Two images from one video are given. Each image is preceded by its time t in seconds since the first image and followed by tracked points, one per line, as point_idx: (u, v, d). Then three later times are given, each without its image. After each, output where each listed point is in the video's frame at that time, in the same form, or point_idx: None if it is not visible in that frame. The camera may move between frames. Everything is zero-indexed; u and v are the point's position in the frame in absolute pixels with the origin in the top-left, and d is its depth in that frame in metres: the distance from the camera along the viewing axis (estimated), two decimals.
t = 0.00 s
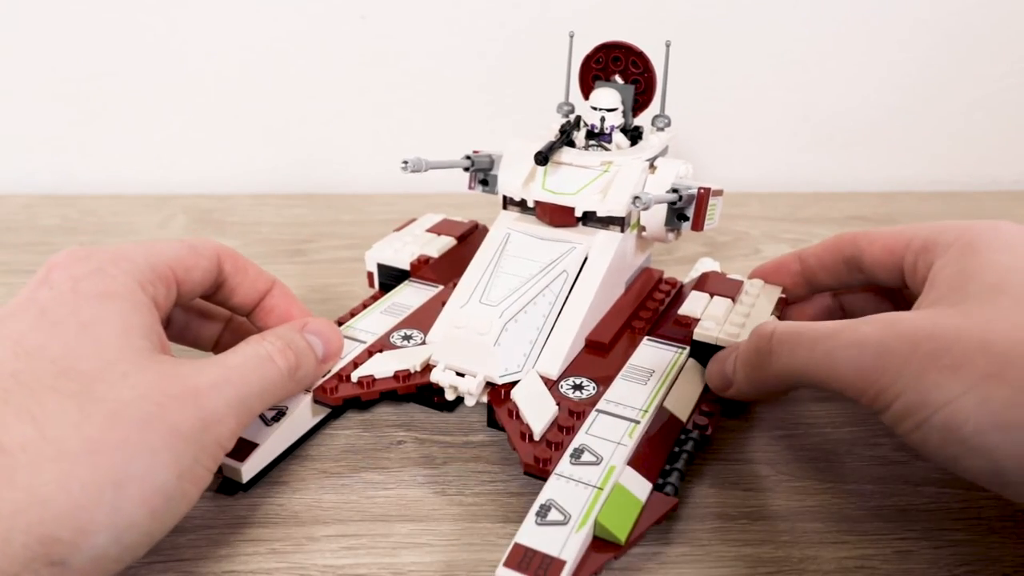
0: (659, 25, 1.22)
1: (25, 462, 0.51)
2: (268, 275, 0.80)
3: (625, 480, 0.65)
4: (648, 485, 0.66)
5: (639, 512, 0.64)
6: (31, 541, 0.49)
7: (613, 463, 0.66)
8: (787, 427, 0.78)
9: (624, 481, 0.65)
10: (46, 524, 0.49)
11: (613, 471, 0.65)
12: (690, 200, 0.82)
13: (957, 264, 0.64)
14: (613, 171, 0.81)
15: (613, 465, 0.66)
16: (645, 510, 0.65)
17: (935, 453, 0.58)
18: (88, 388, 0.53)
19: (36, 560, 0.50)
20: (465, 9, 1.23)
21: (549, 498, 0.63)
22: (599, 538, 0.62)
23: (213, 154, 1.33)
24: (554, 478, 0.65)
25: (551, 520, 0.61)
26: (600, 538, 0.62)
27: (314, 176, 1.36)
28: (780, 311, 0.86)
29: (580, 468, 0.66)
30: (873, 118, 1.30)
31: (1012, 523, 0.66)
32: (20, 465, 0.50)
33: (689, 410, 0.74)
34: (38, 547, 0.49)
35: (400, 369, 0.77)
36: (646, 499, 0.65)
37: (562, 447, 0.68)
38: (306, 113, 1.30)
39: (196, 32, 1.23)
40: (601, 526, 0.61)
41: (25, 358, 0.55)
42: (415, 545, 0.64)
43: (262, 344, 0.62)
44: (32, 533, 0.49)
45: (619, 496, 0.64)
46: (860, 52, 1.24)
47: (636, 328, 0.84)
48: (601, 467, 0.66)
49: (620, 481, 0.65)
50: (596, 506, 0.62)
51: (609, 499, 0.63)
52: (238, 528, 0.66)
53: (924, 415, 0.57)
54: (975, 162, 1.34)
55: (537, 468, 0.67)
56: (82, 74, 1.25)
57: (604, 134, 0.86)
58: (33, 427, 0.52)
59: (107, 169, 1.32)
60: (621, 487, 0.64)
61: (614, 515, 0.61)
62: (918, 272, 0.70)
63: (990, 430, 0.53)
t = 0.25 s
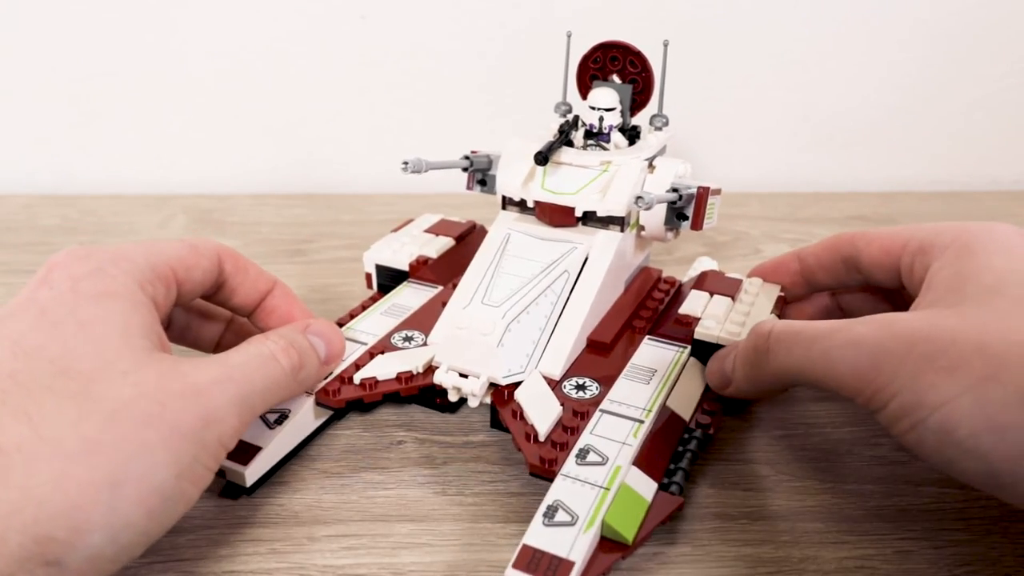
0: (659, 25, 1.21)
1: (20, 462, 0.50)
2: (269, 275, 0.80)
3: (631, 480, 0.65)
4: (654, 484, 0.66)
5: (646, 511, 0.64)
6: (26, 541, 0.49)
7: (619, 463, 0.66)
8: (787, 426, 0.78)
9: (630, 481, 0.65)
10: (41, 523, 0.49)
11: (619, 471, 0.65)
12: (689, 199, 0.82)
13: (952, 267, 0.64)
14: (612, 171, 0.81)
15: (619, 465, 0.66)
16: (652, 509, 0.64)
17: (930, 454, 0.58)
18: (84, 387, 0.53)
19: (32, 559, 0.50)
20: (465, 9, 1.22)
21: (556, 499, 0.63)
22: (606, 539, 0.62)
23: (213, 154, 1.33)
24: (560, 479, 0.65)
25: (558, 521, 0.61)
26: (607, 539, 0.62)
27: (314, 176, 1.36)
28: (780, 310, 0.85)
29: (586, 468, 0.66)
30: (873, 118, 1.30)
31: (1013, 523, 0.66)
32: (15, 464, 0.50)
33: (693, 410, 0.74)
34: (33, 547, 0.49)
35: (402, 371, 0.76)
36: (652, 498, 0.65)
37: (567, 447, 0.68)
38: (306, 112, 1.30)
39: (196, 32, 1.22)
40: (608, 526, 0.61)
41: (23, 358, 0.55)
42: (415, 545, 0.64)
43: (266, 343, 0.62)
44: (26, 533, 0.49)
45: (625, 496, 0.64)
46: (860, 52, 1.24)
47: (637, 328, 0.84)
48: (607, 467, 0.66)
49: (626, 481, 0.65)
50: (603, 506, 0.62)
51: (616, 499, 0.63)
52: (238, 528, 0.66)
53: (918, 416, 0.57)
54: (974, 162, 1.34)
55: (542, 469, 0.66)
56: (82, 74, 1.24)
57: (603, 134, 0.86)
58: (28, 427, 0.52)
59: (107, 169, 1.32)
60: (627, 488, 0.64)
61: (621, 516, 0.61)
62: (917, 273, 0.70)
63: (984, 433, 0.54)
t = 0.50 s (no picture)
0: (659, 25, 1.21)
1: (18, 465, 0.51)
2: (271, 267, 0.82)
3: (661, 480, 0.65)
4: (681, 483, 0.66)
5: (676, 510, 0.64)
6: (21, 545, 0.49)
7: (648, 463, 0.67)
8: (787, 427, 0.78)
9: (660, 481, 0.65)
10: (36, 527, 0.49)
11: (648, 472, 0.66)
12: (692, 198, 0.82)
13: (950, 268, 0.64)
14: (616, 170, 0.82)
15: (648, 466, 0.67)
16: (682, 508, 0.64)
17: (927, 455, 0.58)
18: (84, 389, 0.53)
19: (29, 563, 0.50)
20: (465, 9, 1.22)
21: (589, 503, 0.63)
22: (642, 541, 0.62)
23: (213, 154, 1.33)
24: (590, 482, 0.65)
25: (594, 524, 0.61)
26: (643, 541, 0.62)
27: (314, 176, 1.36)
28: (784, 304, 0.86)
29: (614, 469, 0.66)
30: (872, 118, 1.30)
31: (1013, 523, 0.66)
32: (12, 469, 0.51)
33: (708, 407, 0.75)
34: (29, 550, 0.49)
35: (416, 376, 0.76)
36: (681, 497, 0.65)
37: (593, 449, 0.68)
38: (306, 112, 1.30)
39: (196, 32, 1.22)
40: (642, 527, 0.61)
41: (24, 359, 0.55)
42: (414, 545, 0.64)
43: (280, 343, 0.62)
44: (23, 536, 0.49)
45: (655, 496, 0.64)
46: (860, 52, 1.24)
47: (645, 327, 0.84)
48: (636, 468, 0.66)
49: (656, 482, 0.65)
50: (636, 507, 0.63)
51: (647, 499, 0.63)
52: (238, 529, 0.66)
53: (915, 416, 0.57)
54: (974, 162, 1.34)
55: (571, 472, 0.66)
56: (82, 74, 1.24)
57: (603, 134, 0.86)
58: (26, 430, 0.52)
59: (107, 169, 1.32)
60: (657, 488, 0.65)
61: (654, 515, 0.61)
62: (914, 275, 0.69)
63: (982, 434, 0.54)
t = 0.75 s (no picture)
0: (659, 25, 1.21)
1: (20, 464, 0.50)
2: (280, 261, 0.82)
3: (688, 479, 0.66)
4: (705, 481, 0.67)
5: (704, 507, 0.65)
6: (20, 544, 0.49)
7: (673, 463, 0.67)
8: (788, 427, 0.78)
9: (687, 480, 0.66)
10: (36, 527, 0.49)
11: (675, 471, 0.67)
12: (696, 196, 0.83)
13: (950, 268, 0.64)
14: (620, 171, 0.82)
15: (675, 465, 0.67)
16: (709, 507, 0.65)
17: (926, 454, 0.59)
18: (91, 389, 0.53)
19: (29, 562, 0.50)
20: (466, 9, 1.22)
21: (620, 505, 0.64)
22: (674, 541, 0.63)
23: (213, 154, 1.33)
24: (618, 484, 0.66)
25: (627, 526, 0.62)
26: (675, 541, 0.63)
27: (314, 176, 1.36)
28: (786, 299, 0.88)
29: (641, 470, 0.67)
30: (872, 118, 1.30)
31: (1013, 523, 0.66)
32: (13, 467, 0.50)
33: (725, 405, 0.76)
34: (29, 549, 0.49)
35: (434, 385, 0.75)
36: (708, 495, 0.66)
37: (619, 450, 0.69)
38: (306, 112, 1.30)
39: (196, 32, 1.23)
40: (676, 528, 0.62)
41: (30, 357, 0.55)
42: (415, 545, 0.64)
43: (301, 339, 0.63)
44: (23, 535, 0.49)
45: (684, 496, 0.65)
46: (861, 53, 1.24)
47: (654, 326, 0.85)
48: (662, 468, 0.67)
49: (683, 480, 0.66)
50: (667, 507, 0.63)
51: (677, 499, 0.64)
52: (238, 529, 0.66)
53: (915, 415, 0.57)
54: (974, 162, 1.34)
55: (598, 474, 0.67)
56: (82, 74, 1.24)
57: (603, 134, 0.87)
58: (29, 428, 0.52)
59: (107, 169, 1.32)
60: (685, 487, 0.65)
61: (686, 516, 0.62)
62: (913, 279, 0.69)
63: (985, 434, 0.54)
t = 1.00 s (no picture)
0: (659, 25, 1.21)
1: (25, 464, 0.50)
2: (286, 250, 0.81)
3: (737, 470, 0.68)
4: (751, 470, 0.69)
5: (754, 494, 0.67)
6: (25, 545, 0.49)
7: (720, 455, 0.68)
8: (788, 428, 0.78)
9: (738, 472, 0.68)
10: (40, 528, 0.49)
11: (724, 464, 0.68)
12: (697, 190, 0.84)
13: (949, 267, 0.64)
14: (622, 168, 0.84)
15: (721, 457, 0.68)
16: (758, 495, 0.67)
17: (922, 451, 0.60)
18: (100, 390, 0.53)
19: (33, 563, 0.50)
20: (466, 10, 1.22)
21: (679, 500, 0.64)
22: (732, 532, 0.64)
23: (213, 154, 1.33)
24: (672, 479, 0.66)
25: (691, 521, 0.62)
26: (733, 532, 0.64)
27: (314, 176, 1.36)
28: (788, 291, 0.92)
29: (690, 464, 0.68)
30: (872, 118, 1.30)
31: (1014, 524, 0.66)
32: (19, 466, 0.50)
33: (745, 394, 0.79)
34: (32, 550, 0.49)
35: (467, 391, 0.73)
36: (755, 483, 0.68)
37: (664, 446, 0.69)
38: (306, 112, 1.30)
39: (195, 32, 1.23)
40: (736, 520, 0.63)
41: (41, 357, 0.55)
42: (416, 545, 0.64)
43: (314, 343, 0.59)
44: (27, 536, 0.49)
45: (737, 486, 0.66)
46: (861, 53, 1.24)
47: (666, 320, 0.87)
48: (710, 461, 0.68)
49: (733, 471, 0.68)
50: (724, 498, 0.64)
51: (730, 490, 0.66)
52: (241, 529, 0.66)
53: (907, 414, 0.59)
54: (974, 162, 1.34)
55: (650, 471, 0.67)
56: (81, 74, 1.24)
57: (597, 132, 0.87)
58: (38, 429, 0.52)
59: (106, 169, 1.33)
60: (737, 478, 0.67)
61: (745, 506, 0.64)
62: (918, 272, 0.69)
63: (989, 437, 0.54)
